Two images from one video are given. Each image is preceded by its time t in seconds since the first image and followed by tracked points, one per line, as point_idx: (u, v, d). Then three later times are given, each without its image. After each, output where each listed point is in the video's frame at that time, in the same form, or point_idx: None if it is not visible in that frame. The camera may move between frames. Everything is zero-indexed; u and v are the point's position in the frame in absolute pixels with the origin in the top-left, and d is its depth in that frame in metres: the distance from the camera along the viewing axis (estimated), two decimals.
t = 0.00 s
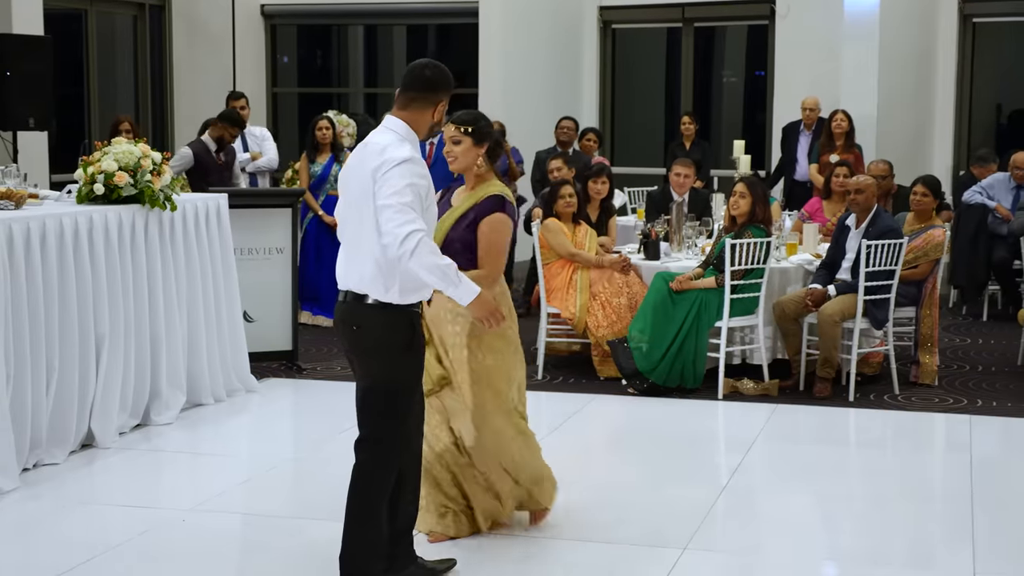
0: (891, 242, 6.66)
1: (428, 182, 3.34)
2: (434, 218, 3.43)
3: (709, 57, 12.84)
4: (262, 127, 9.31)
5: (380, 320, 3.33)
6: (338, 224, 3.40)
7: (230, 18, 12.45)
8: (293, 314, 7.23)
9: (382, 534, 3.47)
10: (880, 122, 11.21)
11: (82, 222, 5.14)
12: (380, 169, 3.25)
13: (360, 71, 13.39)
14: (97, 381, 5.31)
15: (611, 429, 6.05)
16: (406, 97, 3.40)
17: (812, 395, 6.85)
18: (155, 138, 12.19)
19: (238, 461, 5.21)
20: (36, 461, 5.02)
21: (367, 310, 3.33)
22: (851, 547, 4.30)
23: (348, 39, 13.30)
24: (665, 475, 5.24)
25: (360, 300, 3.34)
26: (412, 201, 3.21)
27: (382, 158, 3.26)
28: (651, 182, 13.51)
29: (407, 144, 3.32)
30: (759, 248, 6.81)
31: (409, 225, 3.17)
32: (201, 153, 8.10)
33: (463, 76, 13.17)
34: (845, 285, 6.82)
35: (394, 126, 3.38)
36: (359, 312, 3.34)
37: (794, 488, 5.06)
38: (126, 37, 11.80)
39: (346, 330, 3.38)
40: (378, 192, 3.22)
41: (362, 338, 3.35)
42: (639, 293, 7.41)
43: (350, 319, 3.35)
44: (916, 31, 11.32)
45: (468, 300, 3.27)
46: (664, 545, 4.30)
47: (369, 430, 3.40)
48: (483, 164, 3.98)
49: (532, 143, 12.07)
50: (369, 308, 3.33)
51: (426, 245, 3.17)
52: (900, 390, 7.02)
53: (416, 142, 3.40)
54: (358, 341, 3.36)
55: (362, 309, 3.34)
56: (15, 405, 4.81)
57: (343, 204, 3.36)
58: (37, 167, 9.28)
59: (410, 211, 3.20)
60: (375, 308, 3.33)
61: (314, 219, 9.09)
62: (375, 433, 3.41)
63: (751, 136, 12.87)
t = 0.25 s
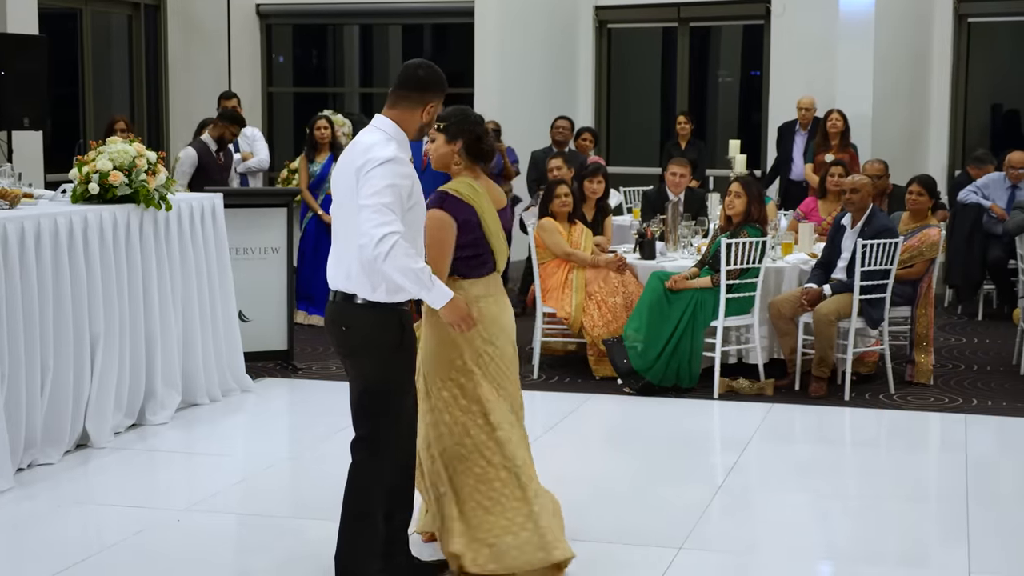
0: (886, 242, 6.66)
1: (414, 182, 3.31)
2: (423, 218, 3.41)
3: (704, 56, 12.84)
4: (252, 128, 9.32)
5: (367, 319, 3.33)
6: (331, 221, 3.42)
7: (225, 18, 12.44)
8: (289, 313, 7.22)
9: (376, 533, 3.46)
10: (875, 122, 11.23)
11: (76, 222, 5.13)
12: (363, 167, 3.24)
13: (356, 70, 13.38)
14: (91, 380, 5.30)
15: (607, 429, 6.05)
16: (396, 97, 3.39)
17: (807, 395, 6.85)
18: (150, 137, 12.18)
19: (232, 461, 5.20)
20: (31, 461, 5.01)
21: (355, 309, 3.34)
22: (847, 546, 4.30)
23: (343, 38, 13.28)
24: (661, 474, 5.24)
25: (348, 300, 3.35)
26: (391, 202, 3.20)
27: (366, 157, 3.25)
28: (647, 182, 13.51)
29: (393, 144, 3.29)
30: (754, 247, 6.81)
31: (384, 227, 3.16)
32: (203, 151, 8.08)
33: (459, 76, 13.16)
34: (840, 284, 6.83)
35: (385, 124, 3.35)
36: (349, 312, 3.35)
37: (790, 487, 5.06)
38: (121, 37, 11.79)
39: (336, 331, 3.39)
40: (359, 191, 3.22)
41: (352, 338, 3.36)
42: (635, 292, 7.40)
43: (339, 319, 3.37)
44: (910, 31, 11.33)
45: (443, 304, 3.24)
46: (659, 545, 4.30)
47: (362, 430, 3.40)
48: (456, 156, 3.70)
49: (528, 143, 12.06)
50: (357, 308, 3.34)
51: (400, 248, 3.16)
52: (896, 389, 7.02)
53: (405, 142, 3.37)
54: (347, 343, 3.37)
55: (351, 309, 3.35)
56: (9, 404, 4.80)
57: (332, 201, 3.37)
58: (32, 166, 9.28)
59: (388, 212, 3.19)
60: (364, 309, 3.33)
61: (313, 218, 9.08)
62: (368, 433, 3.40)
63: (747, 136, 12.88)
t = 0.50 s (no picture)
0: (882, 241, 6.67)
1: (403, 185, 3.29)
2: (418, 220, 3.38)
3: (701, 56, 12.83)
4: (246, 127, 9.30)
5: (359, 319, 3.33)
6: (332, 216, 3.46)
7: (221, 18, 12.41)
8: (285, 313, 7.22)
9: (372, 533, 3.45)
10: (872, 122, 11.23)
11: (72, 222, 5.12)
12: (350, 169, 3.25)
13: (351, 70, 13.36)
14: (87, 380, 5.29)
15: (603, 428, 6.05)
16: (396, 95, 3.37)
17: (803, 395, 6.86)
18: (146, 138, 12.15)
19: (228, 461, 5.20)
20: (26, 461, 5.00)
21: (348, 309, 3.34)
22: (843, 546, 4.30)
23: (339, 37, 13.25)
24: (657, 474, 5.24)
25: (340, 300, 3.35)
26: (371, 206, 3.19)
27: (354, 158, 3.26)
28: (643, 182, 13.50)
29: (384, 145, 3.27)
30: (751, 247, 6.82)
31: (360, 231, 3.17)
32: (206, 149, 8.16)
33: (455, 75, 13.14)
34: (836, 284, 6.83)
35: (381, 124, 3.34)
36: (341, 312, 3.35)
37: (786, 487, 5.06)
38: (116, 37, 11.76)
39: (329, 331, 3.39)
40: (344, 192, 3.24)
41: (345, 337, 3.35)
42: (631, 292, 7.39)
43: (332, 318, 3.36)
44: (907, 31, 11.33)
45: (417, 312, 3.22)
46: (655, 544, 4.30)
47: (355, 430, 3.39)
48: (439, 144, 3.57)
49: (524, 143, 12.05)
50: (348, 308, 3.34)
51: (373, 254, 3.16)
52: (892, 388, 7.03)
53: (402, 143, 3.34)
54: (340, 341, 3.37)
55: (343, 310, 3.34)
56: (4, 405, 4.79)
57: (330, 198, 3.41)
58: (27, 166, 9.27)
59: (367, 216, 3.19)
60: (357, 310, 3.33)
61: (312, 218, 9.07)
62: (362, 433, 3.39)
63: (743, 136, 12.88)
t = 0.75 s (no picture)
0: (878, 241, 6.66)
1: (398, 191, 3.23)
2: (416, 225, 3.32)
3: (695, 56, 12.85)
4: (239, 127, 9.28)
5: (355, 320, 3.30)
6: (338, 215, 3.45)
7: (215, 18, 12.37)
8: (279, 312, 7.21)
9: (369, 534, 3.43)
10: (866, 122, 11.25)
11: (66, 222, 5.11)
12: (344, 172, 3.23)
13: (346, 70, 13.34)
14: (81, 381, 5.28)
15: (598, 428, 6.05)
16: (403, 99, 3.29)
17: (798, 394, 6.86)
18: (139, 138, 12.12)
19: (223, 461, 5.19)
20: (20, 462, 4.98)
21: (344, 309, 3.31)
22: (839, 546, 4.30)
23: (333, 37, 13.24)
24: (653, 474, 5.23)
25: (337, 300, 3.32)
26: (358, 212, 3.16)
27: (350, 162, 3.22)
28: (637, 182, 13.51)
29: (380, 148, 3.22)
30: (745, 247, 6.82)
31: (343, 237, 3.14)
32: (206, 147, 8.22)
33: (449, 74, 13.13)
34: (831, 284, 6.83)
35: (383, 125, 3.28)
36: (338, 313, 3.32)
37: (781, 486, 5.06)
38: (110, 37, 11.73)
39: (326, 331, 3.37)
40: (336, 196, 3.21)
41: (341, 337, 3.33)
42: (626, 292, 7.39)
43: (329, 318, 3.34)
44: (901, 31, 11.35)
45: (400, 320, 3.15)
46: (651, 544, 4.29)
47: (352, 430, 3.37)
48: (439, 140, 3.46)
49: (519, 143, 12.05)
50: (344, 309, 3.31)
51: (355, 260, 3.12)
52: (886, 388, 7.03)
53: (403, 146, 3.27)
54: (336, 341, 3.35)
55: (340, 311, 3.32)
56: None
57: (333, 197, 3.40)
58: (21, 165, 9.25)
59: (354, 221, 3.15)
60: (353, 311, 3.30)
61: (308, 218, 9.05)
62: (359, 433, 3.37)
63: (737, 136, 12.89)
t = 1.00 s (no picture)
0: (871, 241, 6.68)
1: (406, 198, 3.12)
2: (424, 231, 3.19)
3: (688, 55, 12.85)
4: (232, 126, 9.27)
5: (355, 322, 3.19)
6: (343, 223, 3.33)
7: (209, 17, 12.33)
8: (273, 312, 7.19)
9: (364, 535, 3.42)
10: (859, 123, 11.27)
11: (60, 222, 5.10)
12: (352, 183, 3.13)
13: (339, 69, 13.33)
14: (75, 381, 5.26)
15: (592, 428, 6.04)
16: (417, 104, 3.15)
17: (792, 394, 6.86)
18: (133, 138, 12.09)
19: (217, 462, 5.18)
20: (14, 462, 4.97)
21: (343, 310, 3.20)
22: (834, 546, 4.30)
23: (327, 37, 13.22)
24: (647, 474, 5.23)
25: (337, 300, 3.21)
26: (366, 220, 3.05)
27: (358, 170, 3.12)
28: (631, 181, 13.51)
29: (385, 153, 3.11)
30: (740, 247, 6.82)
31: (350, 247, 3.03)
32: (201, 148, 8.21)
33: (443, 73, 13.12)
34: (825, 284, 6.84)
35: (394, 131, 3.17)
36: (337, 313, 3.21)
37: (776, 486, 5.06)
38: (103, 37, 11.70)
39: (326, 329, 3.26)
40: (344, 206, 3.10)
41: (340, 338, 3.23)
42: (621, 292, 7.36)
43: (328, 317, 3.23)
44: (894, 31, 11.37)
45: (417, 319, 2.99)
46: (646, 544, 4.29)
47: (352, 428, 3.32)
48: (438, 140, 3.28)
49: (513, 143, 12.04)
50: (344, 309, 3.20)
51: (362, 268, 3.00)
52: (880, 388, 7.04)
53: (412, 153, 3.16)
54: (335, 341, 3.24)
55: (338, 311, 3.21)
56: None
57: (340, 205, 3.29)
58: (14, 165, 9.23)
59: (361, 230, 3.04)
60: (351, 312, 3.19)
61: (300, 218, 9.04)
62: (358, 432, 3.32)
63: (731, 136, 12.89)
